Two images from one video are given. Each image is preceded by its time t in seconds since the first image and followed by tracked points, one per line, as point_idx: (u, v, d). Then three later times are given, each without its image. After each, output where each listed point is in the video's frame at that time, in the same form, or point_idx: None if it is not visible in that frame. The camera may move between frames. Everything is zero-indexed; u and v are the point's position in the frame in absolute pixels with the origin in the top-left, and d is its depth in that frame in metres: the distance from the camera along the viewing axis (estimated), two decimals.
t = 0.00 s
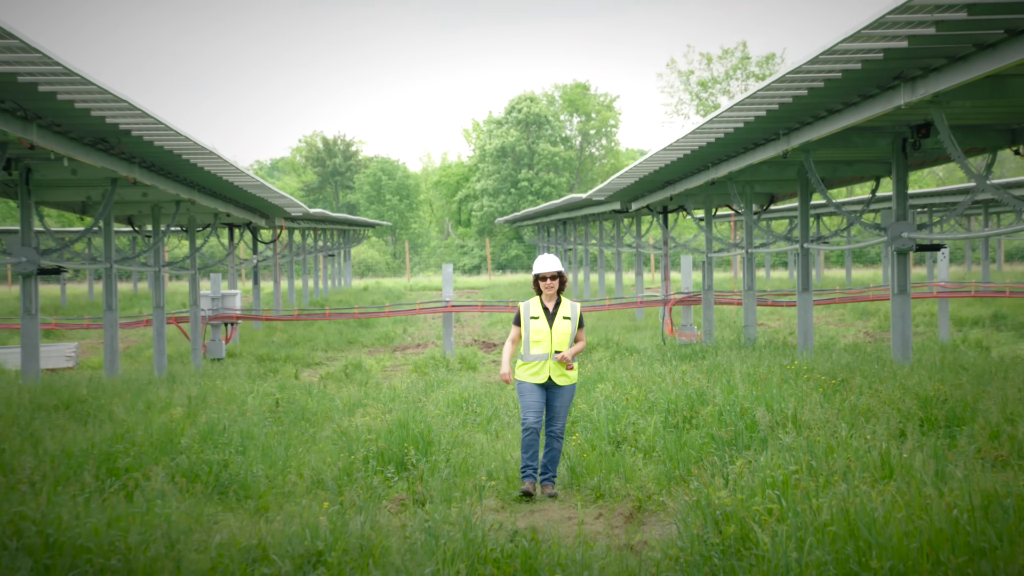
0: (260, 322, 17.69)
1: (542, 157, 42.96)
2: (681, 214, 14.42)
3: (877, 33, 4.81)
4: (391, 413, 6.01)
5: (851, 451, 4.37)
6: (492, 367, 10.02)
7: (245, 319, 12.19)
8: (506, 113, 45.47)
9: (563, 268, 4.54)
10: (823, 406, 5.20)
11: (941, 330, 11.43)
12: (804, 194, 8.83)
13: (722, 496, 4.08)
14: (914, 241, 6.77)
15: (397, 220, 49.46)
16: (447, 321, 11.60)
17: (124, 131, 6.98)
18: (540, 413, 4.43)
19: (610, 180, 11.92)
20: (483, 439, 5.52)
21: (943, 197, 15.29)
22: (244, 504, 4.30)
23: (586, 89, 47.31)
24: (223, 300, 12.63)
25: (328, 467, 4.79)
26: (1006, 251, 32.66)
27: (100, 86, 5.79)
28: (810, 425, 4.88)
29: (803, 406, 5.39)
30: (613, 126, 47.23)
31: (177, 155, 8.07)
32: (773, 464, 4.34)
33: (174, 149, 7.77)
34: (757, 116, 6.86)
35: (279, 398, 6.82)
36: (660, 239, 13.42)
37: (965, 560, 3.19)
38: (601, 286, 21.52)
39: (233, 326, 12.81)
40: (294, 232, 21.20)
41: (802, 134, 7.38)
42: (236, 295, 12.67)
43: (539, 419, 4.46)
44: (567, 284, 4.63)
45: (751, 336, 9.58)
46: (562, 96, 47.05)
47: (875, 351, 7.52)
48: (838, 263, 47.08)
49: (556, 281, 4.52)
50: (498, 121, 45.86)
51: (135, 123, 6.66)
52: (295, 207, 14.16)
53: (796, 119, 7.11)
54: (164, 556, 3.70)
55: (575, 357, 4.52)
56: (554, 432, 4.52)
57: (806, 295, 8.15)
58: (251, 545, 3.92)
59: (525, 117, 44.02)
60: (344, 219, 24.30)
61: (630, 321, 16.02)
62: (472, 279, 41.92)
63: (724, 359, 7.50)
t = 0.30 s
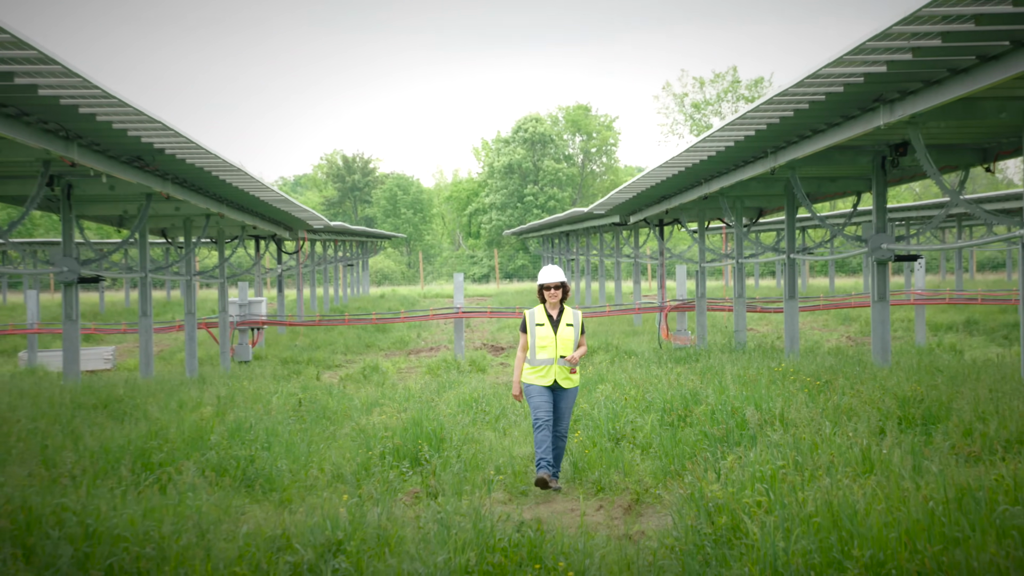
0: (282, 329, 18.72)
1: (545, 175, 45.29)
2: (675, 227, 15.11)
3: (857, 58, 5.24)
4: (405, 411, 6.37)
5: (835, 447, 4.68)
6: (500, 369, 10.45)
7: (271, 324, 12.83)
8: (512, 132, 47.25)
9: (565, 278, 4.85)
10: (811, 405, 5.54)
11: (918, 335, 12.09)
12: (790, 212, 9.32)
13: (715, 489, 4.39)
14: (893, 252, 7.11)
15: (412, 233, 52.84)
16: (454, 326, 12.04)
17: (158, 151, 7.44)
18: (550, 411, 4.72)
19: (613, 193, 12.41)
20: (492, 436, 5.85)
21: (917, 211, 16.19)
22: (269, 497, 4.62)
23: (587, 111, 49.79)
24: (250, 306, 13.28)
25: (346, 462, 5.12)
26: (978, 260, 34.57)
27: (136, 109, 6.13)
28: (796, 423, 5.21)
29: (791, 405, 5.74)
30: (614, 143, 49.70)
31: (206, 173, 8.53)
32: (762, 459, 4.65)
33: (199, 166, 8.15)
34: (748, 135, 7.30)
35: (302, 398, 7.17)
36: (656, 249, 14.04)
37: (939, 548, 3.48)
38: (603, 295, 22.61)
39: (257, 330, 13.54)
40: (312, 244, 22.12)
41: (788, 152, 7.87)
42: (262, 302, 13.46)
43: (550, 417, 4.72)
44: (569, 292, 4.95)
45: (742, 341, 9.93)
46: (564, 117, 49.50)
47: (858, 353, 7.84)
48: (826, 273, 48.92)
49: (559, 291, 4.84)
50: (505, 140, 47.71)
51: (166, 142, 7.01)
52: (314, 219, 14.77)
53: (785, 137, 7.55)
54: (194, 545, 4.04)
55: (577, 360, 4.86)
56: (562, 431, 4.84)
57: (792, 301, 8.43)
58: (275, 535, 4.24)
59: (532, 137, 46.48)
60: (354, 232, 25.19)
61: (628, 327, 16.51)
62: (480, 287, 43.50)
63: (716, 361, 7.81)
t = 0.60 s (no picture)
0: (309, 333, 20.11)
1: (549, 188, 48.27)
2: (672, 236, 15.67)
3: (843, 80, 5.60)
4: (419, 409, 6.75)
5: (819, 443, 5.02)
6: (508, 370, 10.91)
7: (294, 328, 13.31)
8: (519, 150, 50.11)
9: (565, 286, 5.21)
10: (799, 404, 5.90)
11: (896, 339, 12.71)
12: (779, 223, 9.76)
13: (708, 482, 4.72)
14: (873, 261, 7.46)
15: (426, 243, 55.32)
16: (465, 330, 12.46)
17: (190, 167, 7.87)
18: (552, 416, 5.05)
19: (615, 204, 12.90)
20: (500, 432, 6.22)
21: (895, 223, 17.00)
22: (293, 488, 4.97)
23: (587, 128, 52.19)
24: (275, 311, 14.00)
25: (364, 456, 5.48)
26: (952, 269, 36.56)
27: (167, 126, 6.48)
28: (783, 419, 5.57)
29: (780, 404, 6.11)
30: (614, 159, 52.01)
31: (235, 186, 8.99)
32: (752, 454, 4.99)
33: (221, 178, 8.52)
34: (740, 151, 7.71)
35: (323, 397, 7.55)
36: (653, 258, 14.65)
37: (916, 536, 3.80)
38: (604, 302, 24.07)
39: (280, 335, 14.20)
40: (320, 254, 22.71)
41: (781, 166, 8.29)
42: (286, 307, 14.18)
43: (552, 422, 5.06)
44: (569, 299, 5.30)
45: (733, 344, 10.36)
46: (568, 133, 51.94)
47: (840, 355, 8.20)
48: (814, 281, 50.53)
49: (559, 298, 5.19)
50: (512, 157, 50.66)
51: (189, 156, 7.36)
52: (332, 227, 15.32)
53: (777, 152, 7.95)
54: (223, 533, 4.39)
55: (577, 364, 5.19)
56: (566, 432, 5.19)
57: (778, 306, 8.77)
58: (298, 525, 4.58)
59: (537, 153, 48.96)
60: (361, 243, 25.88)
61: (626, 330, 17.04)
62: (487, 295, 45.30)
63: (708, 362, 8.16)
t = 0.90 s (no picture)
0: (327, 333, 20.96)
1: (553, 199, 51.61)
2: (667, 245, 16.29)
3: (826, 98, 5.99)
4: (432, 405, 7.19)
5: (804, 436, 5.41)
6: (515, 368, 11.44)
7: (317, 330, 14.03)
8: (525, 163, 53.02)
9: (564, 291, 5.59)
10: (786, 401, 6.33)
11: (873, 339, 13.32)
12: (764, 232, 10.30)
13: (701, 473, 5.10)
14: (854, 267, 7.83)
15: (439, 251, 60.12)
16: (475, 330, 13.00)
17: (216, 178, 8.34)
18: (550, 414, 5.46)
19: (614, 215, 13.46)
20: (507, 426, 6.65)
21: (873, 231, 17.81)
22: (315, 479, 5.36)
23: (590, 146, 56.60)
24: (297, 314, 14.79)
25: (380, 449, 5.89)
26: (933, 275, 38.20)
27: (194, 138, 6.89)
28: (770, 415, 5.97)
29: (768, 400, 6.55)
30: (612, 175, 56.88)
31: (261, 199, 9.77)
32: (741, 447, 5.37)
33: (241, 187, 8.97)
34: (730, 166, 8.17)
35: (343, 393, 7.99)
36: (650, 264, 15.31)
37: (893, 524, 4.14)
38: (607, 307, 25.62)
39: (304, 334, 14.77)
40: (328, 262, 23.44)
41: (767, 180, 8.80)
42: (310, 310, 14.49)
43: (550, 418, 5.46)
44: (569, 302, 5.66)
45: (723, 344, 10.77)
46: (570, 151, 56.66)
47: (824, 355, 8.60)
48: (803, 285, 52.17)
49: (558, 302, 5.57)
50: (518, 171, 53.73)
51: (210, 166, 7.78)
52: (348, 234, 16.00)
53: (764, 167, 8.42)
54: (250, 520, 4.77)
55: (574, 363, 5.51)
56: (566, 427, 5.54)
57: (766, 309, 9.15)
58: (320, 513, 4.95)
59: (542, 166, 52.45)
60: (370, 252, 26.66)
61: (625, 332, 17.60)
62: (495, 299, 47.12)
63: (701, 361, 8.58)
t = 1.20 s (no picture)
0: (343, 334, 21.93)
1: (556, 209, 53.56)
2: (662, 251, 17.07)
3: (809, 114, 6.43)
4: (443, 399, 7.69)
5: (788, 428, 5.84)
6: (520, 364, 12.03)
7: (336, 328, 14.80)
8: (529, 174, 55.48)
9: (563, 293, 6.00)
10: (771, 395, 6.80)
11: (852, 338, 13.88)
12: (749, 238, 10.87)
13: (692, 462, 5.52)
14: (833, 270, 8.26)
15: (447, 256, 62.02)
16: (483, 329, 13.60)
17: (240, 188, 8.83)
18: (550, 407, 5.92)
19: (612, 222, 14.04)
20: (513, 418, 7.13)
21: (849, 239, 18.24)
22: (335, 466, 5.80)
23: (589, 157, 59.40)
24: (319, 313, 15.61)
25: (394, 440, 6.34)
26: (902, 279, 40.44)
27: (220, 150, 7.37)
28: (756, 408, 6.43)
29: (754, 394, 7.03)
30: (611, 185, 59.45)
31: (284, 208, 10.40)
32: (730, 438, 5.80)
33: (260, 195, 9.47)
34: (719, 177, 8.68)
35: (360, 387, 8.49)
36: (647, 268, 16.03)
37: (870, 509, 4.54)
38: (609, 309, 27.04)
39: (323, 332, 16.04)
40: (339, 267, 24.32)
41: (755, 189, 9.34)
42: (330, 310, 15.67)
43: (550, 411, 5.91)
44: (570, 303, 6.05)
45: (712, 343, 11.27)
46: (571, 161, 59.25)
47: (806, 352, 9.02)
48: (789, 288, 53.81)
49: (557, 303, 5.99)
50: (522, 181, 56.21)
51: (236, 176, 8.29)
52: (364, 240, 16.76)
53: (750, 178, 8.95)
54: (274, 505, 5.20)
55: (573, 360, 5.88)
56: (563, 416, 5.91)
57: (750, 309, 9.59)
58: (339, 498, 5.39)
59: (545, 178, 54.69)
60: (377, 256, 27.45)
61: (623, 331, 18.23)
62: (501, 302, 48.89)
63: (691, 357, 9.06)
